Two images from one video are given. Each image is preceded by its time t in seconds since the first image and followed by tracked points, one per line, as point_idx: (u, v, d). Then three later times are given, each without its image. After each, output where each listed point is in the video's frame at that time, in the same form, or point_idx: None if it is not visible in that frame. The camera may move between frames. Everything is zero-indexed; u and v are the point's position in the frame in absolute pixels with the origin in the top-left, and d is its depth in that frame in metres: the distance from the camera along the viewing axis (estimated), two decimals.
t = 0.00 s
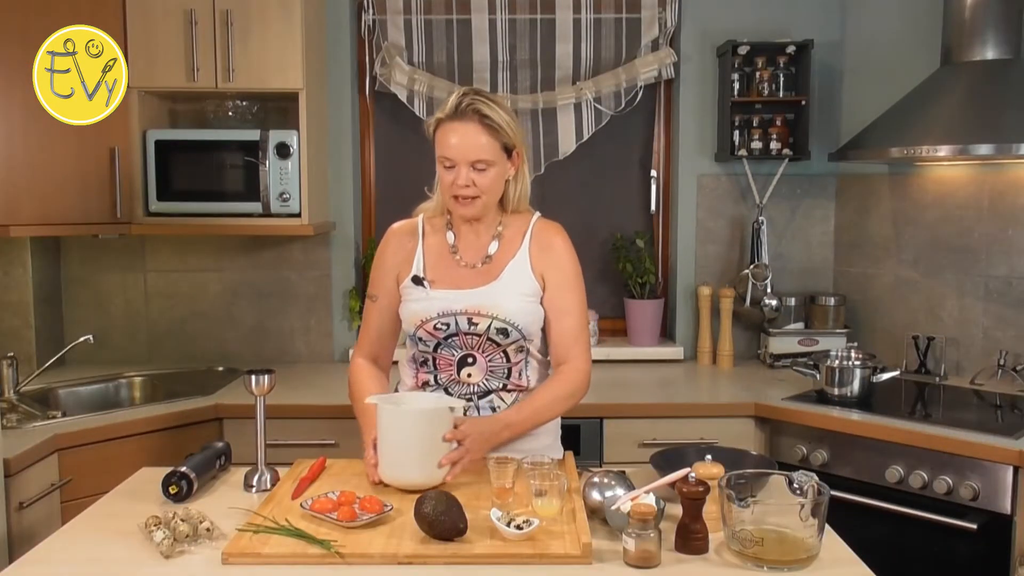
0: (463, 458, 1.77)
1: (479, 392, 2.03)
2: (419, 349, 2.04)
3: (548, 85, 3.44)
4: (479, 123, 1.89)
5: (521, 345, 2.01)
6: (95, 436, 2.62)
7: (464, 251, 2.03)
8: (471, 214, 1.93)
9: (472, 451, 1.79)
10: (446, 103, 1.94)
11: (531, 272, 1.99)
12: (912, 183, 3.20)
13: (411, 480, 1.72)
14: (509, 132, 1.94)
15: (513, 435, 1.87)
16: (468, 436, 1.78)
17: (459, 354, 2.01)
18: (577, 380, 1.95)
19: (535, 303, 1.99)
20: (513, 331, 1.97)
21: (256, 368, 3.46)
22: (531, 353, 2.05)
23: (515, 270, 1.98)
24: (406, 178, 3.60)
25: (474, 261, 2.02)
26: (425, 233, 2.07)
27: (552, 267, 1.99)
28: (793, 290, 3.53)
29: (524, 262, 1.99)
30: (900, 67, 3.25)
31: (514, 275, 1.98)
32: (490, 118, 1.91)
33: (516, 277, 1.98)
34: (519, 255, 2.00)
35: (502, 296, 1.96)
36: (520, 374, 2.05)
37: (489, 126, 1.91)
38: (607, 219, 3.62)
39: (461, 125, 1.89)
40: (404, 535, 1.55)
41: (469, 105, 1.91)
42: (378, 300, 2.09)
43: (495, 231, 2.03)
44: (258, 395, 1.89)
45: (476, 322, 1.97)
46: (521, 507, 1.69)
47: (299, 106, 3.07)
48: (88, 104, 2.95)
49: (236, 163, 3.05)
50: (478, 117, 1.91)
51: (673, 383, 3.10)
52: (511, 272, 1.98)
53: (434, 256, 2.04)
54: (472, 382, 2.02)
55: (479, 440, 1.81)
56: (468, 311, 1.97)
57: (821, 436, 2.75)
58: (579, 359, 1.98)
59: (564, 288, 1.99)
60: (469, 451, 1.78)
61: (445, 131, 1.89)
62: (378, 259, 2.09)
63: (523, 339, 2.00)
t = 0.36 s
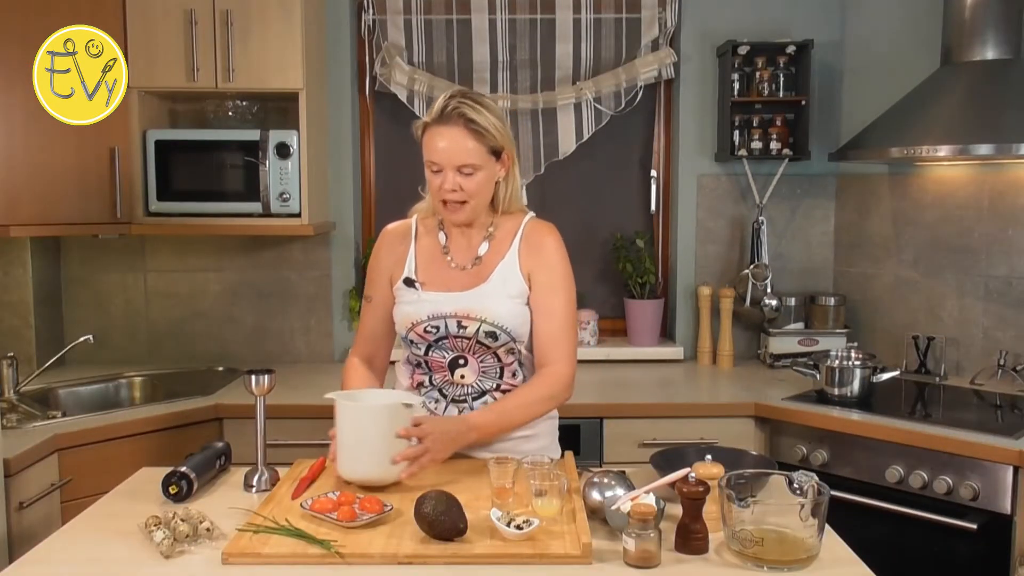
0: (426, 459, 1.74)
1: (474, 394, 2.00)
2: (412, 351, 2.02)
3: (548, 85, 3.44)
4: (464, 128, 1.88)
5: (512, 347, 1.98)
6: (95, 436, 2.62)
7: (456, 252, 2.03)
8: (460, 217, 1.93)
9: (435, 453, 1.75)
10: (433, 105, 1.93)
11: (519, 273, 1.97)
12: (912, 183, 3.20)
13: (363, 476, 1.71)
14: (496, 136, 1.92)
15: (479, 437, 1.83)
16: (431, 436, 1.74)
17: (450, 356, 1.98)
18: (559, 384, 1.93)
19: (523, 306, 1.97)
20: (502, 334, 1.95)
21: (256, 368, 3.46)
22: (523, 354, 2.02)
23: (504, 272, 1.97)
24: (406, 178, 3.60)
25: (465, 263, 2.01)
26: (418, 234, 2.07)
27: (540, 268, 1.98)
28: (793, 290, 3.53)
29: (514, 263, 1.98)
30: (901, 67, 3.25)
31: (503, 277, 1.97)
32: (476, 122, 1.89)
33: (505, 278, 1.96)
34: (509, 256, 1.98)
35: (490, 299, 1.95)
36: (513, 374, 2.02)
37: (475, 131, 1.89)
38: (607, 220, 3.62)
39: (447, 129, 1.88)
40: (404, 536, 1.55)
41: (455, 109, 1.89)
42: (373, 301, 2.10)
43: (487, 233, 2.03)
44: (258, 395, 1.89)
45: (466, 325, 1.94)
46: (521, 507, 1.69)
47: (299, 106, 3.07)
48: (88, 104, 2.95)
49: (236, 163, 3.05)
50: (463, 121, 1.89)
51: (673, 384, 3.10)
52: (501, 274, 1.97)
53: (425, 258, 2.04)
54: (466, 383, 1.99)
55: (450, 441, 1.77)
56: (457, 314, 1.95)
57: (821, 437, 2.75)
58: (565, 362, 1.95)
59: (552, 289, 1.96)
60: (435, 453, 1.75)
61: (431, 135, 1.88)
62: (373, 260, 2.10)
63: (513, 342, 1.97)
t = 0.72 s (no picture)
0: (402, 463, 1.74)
1: (467, 395, 2.00)
2: (407, 353, 2.03)
3: (548, 85, 3.44)
4: (449, 132, 1.86)
5: (503, 349, 1.98)
6: (95, 436, 2.62)
7: (447, 254, 2.02)
8: (450, 220, 1.93)
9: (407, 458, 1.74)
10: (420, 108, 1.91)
11: (508, 275, 1.96)
12: (912, 182, 3.20)
13: (334, 475, 1.71)
14: (482, 139, 1.89)
15: (459, 439, 1.81)
16: (406, 440, 1.73)
17: (442, 358, 1.98)
18: (548, 385, 1.90)
19: (513, 307, 1.95)
20: (491, 337, 1.94)
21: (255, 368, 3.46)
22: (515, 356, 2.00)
23: (493, 275, 1.95)
24: (406, 178, 3.60)
25: (456, 266, 2.00)
26: (410, 236, 2.07)
27: (530, 270, 1.95)
28: (793, 290, 3.53)
29: (504, 265, 1.96)
30: (901, 67, 3.25)
31: (493, 279, 1.95)
32: (461, 127, 1.86)
33: (495, 281, 1.95)
34: (498, 258, 1.97)
35: (479, 302, 1.94)
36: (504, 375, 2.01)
37: (460, 136, 1.87)
38: (607, 219, 3.62)
39: (432, 134, 1.86)
40: (405, 536, 1.55)
41: (439, 114, 1.87)
42: (369, 303, 2.11)
43: (478, 234, 2.02)
44: (258, 395, 1.89)
45: (455, 328, 1.94)
46: (521, 507, 1.69)
47: (299, 106, 3.07)
48: (88, 104, 2.95)
49: (236, 163, 3.05)
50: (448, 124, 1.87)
51: (673, 384, 3.10)
52: (491, 276, 1.95)
53: (417, 261, 2.03)
54: (458, 384, 1.99)
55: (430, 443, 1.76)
56: (447, 317, 1.94)
57: (821, 437, 2.75)
58: (553, 364, 1.91)
59: (540, 291, 1.94)
60: (411, 457, 1.74)
61: (417, 139, 1.87)
62: (368, 262, 2.10)
63: (504, 344, 1.96)
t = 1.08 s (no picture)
0: (398, 476, 1.74)
1: (465, 396, 2.00)
2: (404, 355, 2.03)
3: (548, 85, 3.44)
4: (447, 132, 1.84)
5: (501, 351, 1.98)
6: (95, 436, 2.62)
7: (444, 256, 2.02)
8: (448, 219, 1.92)
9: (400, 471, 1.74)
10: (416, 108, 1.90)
11: (506, 276, 1.96)
12: (912, 182, 3.20)
13: (330, 482, 1.72)
14: (480, 138, 1.89)
15: (458, 446, 1.81)
16: (402, 451, 1.74)
17: (439, 360, 1.98)
18: (544, 387, 1.90)
19: (510, 308, 1.96)
20: (488, 339, 1.94)
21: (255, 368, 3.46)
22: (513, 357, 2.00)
23: (489, 277, 1.95)
24: (406, 178, 3.60)
25: (452, 267, 2.00)
26: (406, 237, 2.06)
27: (526, 271, 1.95)
28: (793, 290, 3.53)
29: (501, 266, 1.96)
30: (901, 67, 3.25)
31: (489, 281, 1.95)
32: (459, 126, 1.85)
33: (492, 282, 1.95)
34: (495, 259, 1.97)
35: (475, 304, 1.94)
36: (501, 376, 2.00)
37: (459, 135, 1.86)
38: (607, 219, 3.62)
39: (431, 133, 1.85)
40: (405, 536, 1.55)
41: (437, 113, 1.86)
42: (366, 305, 2.11)
43: (475, 235, 2.01)
44: (258, 395, 1.89)
45: (452, 330, 1.94)
46: (521, 507, 1.69)
47: (299, 106, 3.07)
48: (88, 104, 2.95)
49: (236, 163, 3.05)
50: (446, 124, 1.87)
51: (673, 384, 3.10)
52: (487, 277, 1.95)
53: (414, 262, 2.03)
54: (456, 386, 1.99)
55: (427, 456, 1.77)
56: (444, 319, 1.94)
57: (821, 437, 2.75)
58: (549, 365, 1.91)
59: (536, 293, 1.94)
60: (405, 470, 1.74)
61: (415, 140, 1.86)
62: (365, 264, 2.10)
63: (501, 346, 1.96)
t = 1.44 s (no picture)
0: (462, 458, 1.82)
1: (474, 396, 2.01)
2: (412, 355, 2.02)
3: (548, 85, 3.44)
4: (469, 119, 1.88)
5: (514, 349, 1.98)
6: (95, 436, 2.62)
7: (453, 254, 2.00)
8: (462, 210, 1.91)
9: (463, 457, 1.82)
10: (432, 101, 1.93)
11: (521, 274, 1.95)
12: (912, 183, 3.20)
13: (329, 482, 1.72)
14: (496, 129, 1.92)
15: (513, 430, 1.88)
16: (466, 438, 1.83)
17: (451, 358, 1.99)
18: (578, 380, 1.94)
19: (525, 306, 1.95)
20: (503, 335, 1.94)
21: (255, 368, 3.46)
22: (524, 356, 2.01)
23: (503, 274, 1.95)
24: (406, 179, 3.60)
25: (463, 265, 1.99)
26: (412, 236, 2.05)
27: (543, 269, 1.96)
28: (793, 290, 3.53)
29: (515, 263, 1.96)
30: (901, 67, 3.25)
31: (503, 278, 1.94)
32: (480, 113, 1.90)
33: (506, 279, 1.94)
34: (508, 257, 1.96)
35: (490, 301, 1.93)
36: (515, 376, 2.01)
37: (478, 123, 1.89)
38: (607, 219, 3.62)
39: (451, 121, 1.87)
40: (404, 536, 1.55)
41: (458, 101, 1.89)
42: (368, 304, 2.10)
43: (485, 232, 2.00)
44: (258, 395, 1.89)
45: (466, 327, 1.93)
46: (521, 507, 1.69)
47: (299, 106, 3.07)
48: (88, 105, 2.95)
49: (236, 163, 3.05)
50: (467, 112, 1.89)
51: (673, 384, 3.11)
52: (501, 274, 1.95)
53: (422, 260, 2.01)
54: (466, 385, 2.00)
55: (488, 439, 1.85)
56: (457, 316, 1.93)
57: (821, 437, 2.75)
58: (584, 359, 1.96)
59: (557, 289, 1.95)
60: (468, 452, 1.82)
61: (434, 128, 1.87)
62: (366, 265, 2.08)
63: (516, 343, 1.97)
